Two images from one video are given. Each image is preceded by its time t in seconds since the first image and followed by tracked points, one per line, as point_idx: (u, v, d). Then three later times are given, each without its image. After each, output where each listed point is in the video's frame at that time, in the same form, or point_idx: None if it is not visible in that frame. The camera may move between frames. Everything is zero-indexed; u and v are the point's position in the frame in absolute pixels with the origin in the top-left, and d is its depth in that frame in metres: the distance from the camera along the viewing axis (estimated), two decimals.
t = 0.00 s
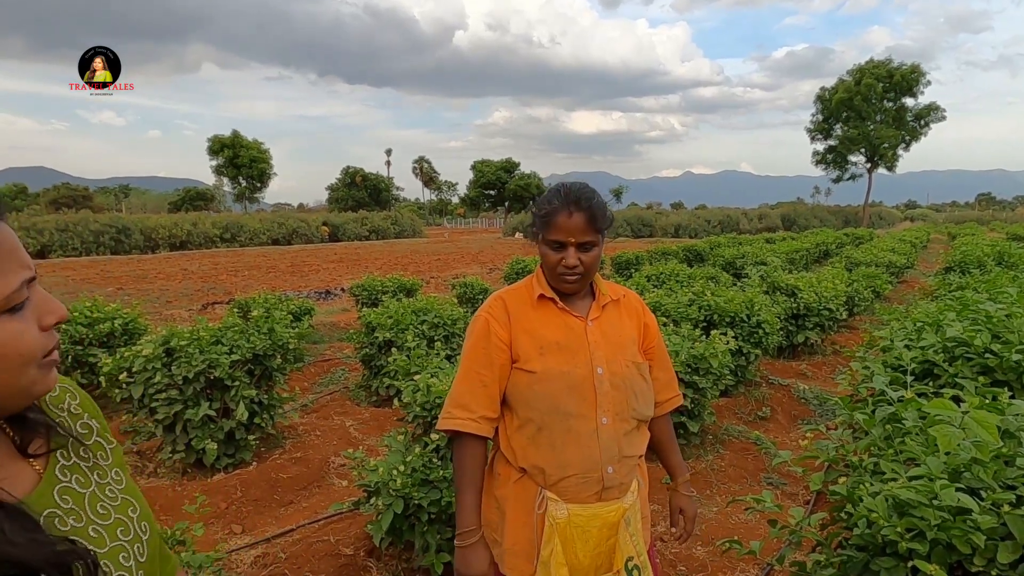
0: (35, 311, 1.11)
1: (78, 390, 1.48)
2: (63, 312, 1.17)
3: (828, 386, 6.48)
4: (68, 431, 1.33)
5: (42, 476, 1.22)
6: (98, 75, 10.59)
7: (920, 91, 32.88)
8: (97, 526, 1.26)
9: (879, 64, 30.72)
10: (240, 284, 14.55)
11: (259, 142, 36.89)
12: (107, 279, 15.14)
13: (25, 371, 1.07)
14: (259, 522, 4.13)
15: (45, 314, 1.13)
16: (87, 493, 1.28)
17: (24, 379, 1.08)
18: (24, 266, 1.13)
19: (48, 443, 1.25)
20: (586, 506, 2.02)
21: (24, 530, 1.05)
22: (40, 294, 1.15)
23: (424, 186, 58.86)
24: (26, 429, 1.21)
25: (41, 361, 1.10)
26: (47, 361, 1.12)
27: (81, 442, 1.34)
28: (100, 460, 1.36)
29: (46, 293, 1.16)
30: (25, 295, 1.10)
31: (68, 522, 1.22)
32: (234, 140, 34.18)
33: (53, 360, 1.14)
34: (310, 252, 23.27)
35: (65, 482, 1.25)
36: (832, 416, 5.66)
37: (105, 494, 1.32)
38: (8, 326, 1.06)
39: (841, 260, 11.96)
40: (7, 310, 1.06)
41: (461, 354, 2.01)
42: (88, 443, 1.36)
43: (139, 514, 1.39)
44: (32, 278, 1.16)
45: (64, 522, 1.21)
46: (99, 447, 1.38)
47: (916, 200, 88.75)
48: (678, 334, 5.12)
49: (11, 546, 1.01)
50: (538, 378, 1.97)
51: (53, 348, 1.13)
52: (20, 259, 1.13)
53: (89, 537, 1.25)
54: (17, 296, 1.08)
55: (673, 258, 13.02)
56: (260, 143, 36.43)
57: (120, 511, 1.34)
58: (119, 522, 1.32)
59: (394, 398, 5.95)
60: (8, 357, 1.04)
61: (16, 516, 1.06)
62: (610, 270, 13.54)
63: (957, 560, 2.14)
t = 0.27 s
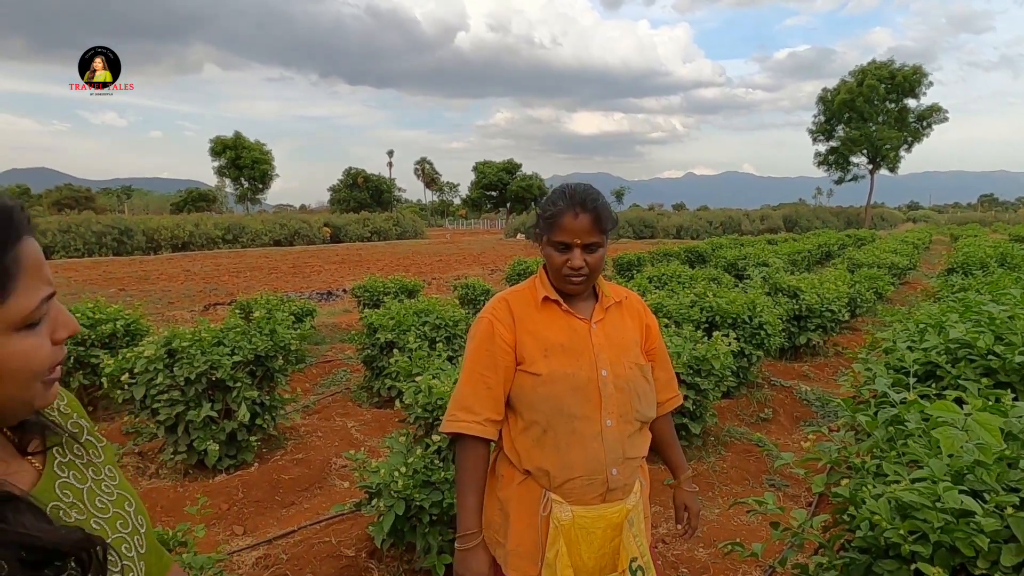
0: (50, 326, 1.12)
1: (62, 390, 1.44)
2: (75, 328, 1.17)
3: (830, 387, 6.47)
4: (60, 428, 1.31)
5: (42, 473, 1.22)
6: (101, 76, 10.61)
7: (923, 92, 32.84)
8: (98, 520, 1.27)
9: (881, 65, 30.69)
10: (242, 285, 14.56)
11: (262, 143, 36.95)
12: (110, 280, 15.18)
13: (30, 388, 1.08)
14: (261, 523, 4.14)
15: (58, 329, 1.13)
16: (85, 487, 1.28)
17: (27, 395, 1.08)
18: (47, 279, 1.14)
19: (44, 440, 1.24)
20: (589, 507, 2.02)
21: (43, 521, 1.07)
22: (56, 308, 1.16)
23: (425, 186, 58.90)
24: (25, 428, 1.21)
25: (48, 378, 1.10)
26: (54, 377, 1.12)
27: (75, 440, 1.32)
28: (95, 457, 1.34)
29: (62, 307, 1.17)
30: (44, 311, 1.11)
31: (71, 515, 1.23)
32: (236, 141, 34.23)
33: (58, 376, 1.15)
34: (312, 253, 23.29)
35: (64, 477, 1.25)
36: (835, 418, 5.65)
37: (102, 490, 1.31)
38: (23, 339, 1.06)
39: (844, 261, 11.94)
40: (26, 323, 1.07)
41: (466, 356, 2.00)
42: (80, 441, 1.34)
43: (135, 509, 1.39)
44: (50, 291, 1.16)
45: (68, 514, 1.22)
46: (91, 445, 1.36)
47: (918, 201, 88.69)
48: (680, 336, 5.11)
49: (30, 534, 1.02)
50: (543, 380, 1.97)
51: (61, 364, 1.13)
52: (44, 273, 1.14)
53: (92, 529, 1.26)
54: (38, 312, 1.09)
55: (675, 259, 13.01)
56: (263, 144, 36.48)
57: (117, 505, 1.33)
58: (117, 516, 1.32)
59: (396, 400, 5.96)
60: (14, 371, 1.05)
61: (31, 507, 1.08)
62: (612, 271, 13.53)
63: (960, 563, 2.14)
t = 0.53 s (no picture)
0: (50, 329, 1.11)
1: (71, 392, 1.45)
2: (76, 329, 1.17)
3: (831, 390, 6.46)
4: (64, 431, 1.31)
5: (44, 476, 1.22)
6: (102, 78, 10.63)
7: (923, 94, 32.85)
8: (98, 524, 1.27)
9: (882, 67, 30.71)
10: (243, 287, 14.57)
11: (263, 146, 37.01)
12: (111, 282, 15.20)
13: (32, 391, 1.08)
14: (261, 525, 4.13)
15: (59, 331, 1.13)
16: (87, 491, 1.28)
17: (29, 398, 1.08)
18: (50, 282, 1.13)
19: (47, 443, 1.25)
20: (592, 510, 2.02)
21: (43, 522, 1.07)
22: (58, 311, 1.15)
23: (426, 189, 58.93)
24: (27, 429, 1.21)
25: (48, 379, 1.10)
26: (54, 379, 1.12)
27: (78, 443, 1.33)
28: (98, 460, 1.34)
29: (64, 309, 1.16)
30: (45, 315, 1.10)
31: (72, 517, 1.23)
32: (237, 143, 34.28)
33: (60, 377, 1.14)
34: (313, 255, 23.32)
35: (65, 480, 1.25)
36: (836, 420, 5.64)
37: (104, 494, 1.31)
38: (24, 344, 1.06)
39: (845, 264, 11.94)
40: (27, 328, 1.07)
41: (469, 358, 2.00)
42: (83, 444, 1.34)
43: (138, 513, 1.38)
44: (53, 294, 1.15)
45: (68, 517, 1.22)
46: (95, 448, 1.36)
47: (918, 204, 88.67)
48: (681, 338, 5.11)
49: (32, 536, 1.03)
50: (546, 383, 1.97)
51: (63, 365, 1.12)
52: (46, 278, 1.13)
53: (92, 533, 1.26)
54: (39, 317, 1.08)
55: (676, 261, 13.02)
56: (264, 146, 36.53)
57: (120, 509, 1.33)
58: (119, 521, 1.32)
59: (397, 402, 5.95)
60: (15, 376, 1.04)
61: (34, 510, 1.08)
62: (613, 273, 13.54)
63: (962, 566, 2.13)
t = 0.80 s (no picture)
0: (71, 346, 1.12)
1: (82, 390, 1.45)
2: (91, 343, 1.18)
3: (830, 389, 6.46)
4: (67, 430, 1.31)
5: (44, 474, 1.23)
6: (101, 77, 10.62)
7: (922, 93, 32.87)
8: (94, 524, 1.27)
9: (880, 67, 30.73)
10: (241, 287, 14.55)
11: (262, 146, 36.97)
12: (110, 282, 15.18)
13: (50, 408, 1.09)
14: (260, 526, 4.13)
15: (77, 347, 1.14)
16: (86, 490, 1.29)
17: (45, 414, 1.09)
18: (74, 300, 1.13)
19: (49, 443, 1.25)
20: (591, 509, 2.02)
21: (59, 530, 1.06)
22: (77, 326, 1.15)
23: (425, 188, 58.88)
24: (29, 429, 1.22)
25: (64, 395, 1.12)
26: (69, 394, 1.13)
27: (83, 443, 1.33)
28: (99, 460, 1.34)
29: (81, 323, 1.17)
30: (68, 335, 1.10)
31: (68, 517, 1.24)
32: (236, 143, 34.22)
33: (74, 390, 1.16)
34: (312, 255, 23.30)
35: (64, 480, 1.26)
36: (834, 419, 5.65)
37: (103, 493, 1.32)
38: (48, 364, 1.06)
39: (844, 263, 11.95)
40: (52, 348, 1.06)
41: (470, 357, 2.00)
42: (86, 443, 1.34)
43: (137, 513, 1.37)
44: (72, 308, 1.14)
45: (64, 517, 1.23)
46: (98, 447, 1.36)
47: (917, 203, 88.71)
48: (679, 337, 5.11)
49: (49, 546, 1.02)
50: (546, 382, 1.97)
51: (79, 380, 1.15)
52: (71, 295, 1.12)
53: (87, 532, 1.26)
54: (64, 337, 1.08)
55: (675, 261, 13.02)
56: (262, 146, 36.48)
57: (118, 509, 1.33)
58: (116, 521, 1.32)
59: (396, 402, 5.95)
60: (35, 392, 1.05)
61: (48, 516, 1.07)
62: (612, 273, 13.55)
63: (961, 565, 2.14)
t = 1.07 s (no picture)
0: (75, 341, 1.13)
1: (91, 392, 1.45)
2: (101, 343, 1.18)
3: (825, 388, 6.48)
4: (78, 431, 1.32)
5: (53, 472, 1.23)
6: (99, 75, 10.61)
7: (917, 94, 33.00)
8: (98, 526, 1.26)
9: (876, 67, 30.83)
10: (237, 286, 14.51)
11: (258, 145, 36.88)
12: (105, 281, 15.14)
13: (51, 400, 1.09)
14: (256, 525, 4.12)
15: (84, 344, 1.14)
16: (91, 492, 1.28)
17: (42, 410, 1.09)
18: (82, 295, 1.15)
19: (60, 442, 1.26)
20: (589, 508, 2.02)
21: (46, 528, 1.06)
22: (86, 321, 1.16)
23: (421, 188, 58.81)
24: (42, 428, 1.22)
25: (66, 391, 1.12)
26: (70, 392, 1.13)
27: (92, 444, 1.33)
28: (107, 463, 1.34)
29: (91, 321, 1.18)
30: (74, 326, 1.11)
31: (72, 517, 1.23)
32: (232, 141, 34.14)
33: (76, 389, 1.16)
34: (308, 255, 23.29)
35: (72, 480, 1.25)
36: (830, 419, 5.66)
37: (108, 496, 1.31)
38: (48, 355, 1.07)
39: (839, 263, 11.98)
40: (55, 338, 1.08)
41: (467, 358, 2.00)
42: (96, 445, 1.34)
43: (140, 518, 1.37)
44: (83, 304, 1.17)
45: (69, 517, 1.22)
46: (105, 450, 1.36)
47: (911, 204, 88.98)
48: (676, 337, 5.12)
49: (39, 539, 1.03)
50: (543, 382, 1.97)
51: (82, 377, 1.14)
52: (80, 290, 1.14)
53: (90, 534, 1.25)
54: (69, 328, 1.09)
55: (671, 261, 13.05)
56: (258, 145, 36.40)
57: (121, 512, 1.33)
58: (118, 524, 1.31)
59: (391, 401, 5.94)
60: (34, 383, 1.05)
61: (38, 515, 1.07)
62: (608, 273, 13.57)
63: (955, 563, 2.14)
